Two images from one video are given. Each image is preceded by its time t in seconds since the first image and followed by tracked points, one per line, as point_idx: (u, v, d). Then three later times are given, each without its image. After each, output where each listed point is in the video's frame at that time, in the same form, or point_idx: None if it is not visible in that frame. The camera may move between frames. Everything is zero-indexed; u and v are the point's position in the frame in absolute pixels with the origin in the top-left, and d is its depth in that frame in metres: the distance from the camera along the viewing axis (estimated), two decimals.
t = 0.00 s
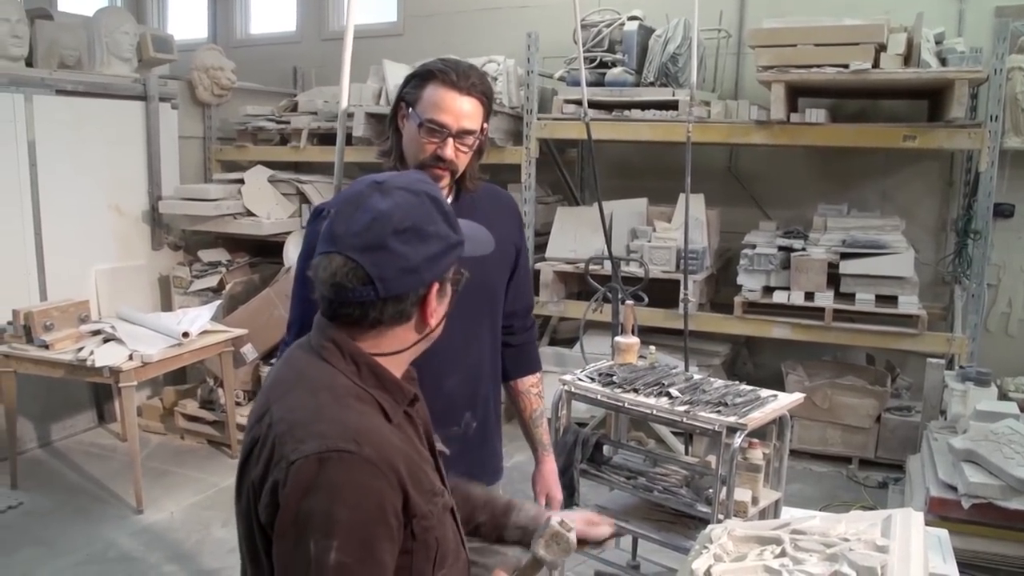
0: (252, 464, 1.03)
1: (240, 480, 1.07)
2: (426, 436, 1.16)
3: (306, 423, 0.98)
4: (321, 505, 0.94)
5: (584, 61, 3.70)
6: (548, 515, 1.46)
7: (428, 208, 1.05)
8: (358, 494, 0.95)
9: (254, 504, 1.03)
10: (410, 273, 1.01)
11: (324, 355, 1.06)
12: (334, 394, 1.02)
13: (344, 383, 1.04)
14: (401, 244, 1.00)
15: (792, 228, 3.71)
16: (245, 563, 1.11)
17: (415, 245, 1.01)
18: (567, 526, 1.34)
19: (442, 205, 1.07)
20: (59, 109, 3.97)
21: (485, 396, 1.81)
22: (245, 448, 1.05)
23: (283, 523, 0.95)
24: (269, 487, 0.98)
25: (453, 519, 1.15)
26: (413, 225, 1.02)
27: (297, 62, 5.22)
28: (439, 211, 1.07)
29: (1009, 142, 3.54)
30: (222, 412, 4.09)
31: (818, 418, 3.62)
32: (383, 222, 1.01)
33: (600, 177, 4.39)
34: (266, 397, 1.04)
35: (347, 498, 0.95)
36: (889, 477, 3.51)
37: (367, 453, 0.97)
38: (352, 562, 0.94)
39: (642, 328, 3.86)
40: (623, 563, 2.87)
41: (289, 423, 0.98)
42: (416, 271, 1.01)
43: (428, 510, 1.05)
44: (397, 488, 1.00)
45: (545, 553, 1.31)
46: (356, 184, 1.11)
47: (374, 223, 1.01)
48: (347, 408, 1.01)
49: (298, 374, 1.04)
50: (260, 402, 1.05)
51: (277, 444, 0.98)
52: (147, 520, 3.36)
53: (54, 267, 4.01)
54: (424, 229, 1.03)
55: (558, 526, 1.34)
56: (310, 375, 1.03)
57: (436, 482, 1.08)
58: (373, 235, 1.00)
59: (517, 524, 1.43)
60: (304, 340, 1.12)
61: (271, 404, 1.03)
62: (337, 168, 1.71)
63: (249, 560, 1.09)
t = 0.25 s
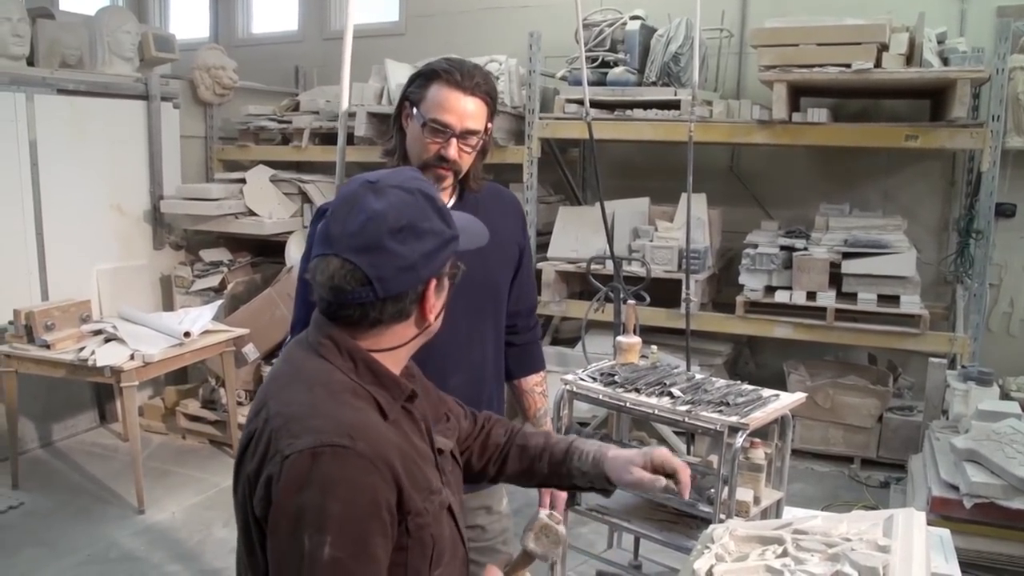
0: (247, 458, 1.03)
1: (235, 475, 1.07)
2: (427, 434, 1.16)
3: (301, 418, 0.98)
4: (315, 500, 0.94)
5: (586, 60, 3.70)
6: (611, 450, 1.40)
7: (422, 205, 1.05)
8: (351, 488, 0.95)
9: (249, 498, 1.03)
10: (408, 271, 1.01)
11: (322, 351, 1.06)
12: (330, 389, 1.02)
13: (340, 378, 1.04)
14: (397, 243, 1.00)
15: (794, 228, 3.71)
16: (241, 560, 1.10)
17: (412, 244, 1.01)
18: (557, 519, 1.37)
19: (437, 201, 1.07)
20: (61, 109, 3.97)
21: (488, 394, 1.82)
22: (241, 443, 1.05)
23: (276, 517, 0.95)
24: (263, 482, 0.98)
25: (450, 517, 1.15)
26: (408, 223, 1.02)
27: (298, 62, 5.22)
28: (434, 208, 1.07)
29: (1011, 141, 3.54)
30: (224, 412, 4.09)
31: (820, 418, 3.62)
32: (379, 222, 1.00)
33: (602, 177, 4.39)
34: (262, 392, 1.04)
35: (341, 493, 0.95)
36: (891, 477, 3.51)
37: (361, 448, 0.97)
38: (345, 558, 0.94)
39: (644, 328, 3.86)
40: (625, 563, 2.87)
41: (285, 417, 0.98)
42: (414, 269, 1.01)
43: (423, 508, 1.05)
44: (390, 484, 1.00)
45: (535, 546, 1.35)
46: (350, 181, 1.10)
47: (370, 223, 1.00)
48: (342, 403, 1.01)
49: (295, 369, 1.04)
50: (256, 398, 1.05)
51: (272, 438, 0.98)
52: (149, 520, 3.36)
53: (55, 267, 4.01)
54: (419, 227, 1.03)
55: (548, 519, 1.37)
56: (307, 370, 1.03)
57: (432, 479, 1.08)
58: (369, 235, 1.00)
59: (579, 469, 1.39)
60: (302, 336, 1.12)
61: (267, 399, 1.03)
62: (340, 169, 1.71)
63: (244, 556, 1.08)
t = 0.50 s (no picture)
0: (245, 460, 1.03)
1: (236, 476, 1.07)
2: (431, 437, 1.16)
3: (296, 422, 0.98)
4: (307, 506, 0.94)
5: (587, 60, 3.70)
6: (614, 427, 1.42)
7: (424, 208, 1.04)
8: (343, 495, 0.95)
9: (247, 500, 1.04)
10: (410, 278, 1.00)
11: (322, 353, 1.06)
12: (327, 393, 1.01)
13: (338, 381, 1.04)
14: (399, 249, 1.00)
15: (795, 228, 3.71)
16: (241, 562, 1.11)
17: (412, 250, 1.01)
18: (546, 526, 1.37)
19: (438, 203, 1.06)
20: (62, 108, 3.97)
21: (491, 394, 1.82)
22: (242, 442, 1.06)
23: (268, 521, 0.95)
24: (258, 485, 0.98)
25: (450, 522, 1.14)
26: (410, 229, 1.01)
27: (299, 61, 5.22)
28: (435, 211, 1.06)
29: (1012, 141, 3.54)
30: (225, 411, 4.09)
31: (821, 418, 3.62)
32: (380, 228, 1.00)
33: (603, 177, 4.39)
34: (261, 395, 1.04)
35: (333, 499, 0.95)
36: (892, 476, 3.51)
37: (355, 454, 0.97)
38: (335, 565, 0.94)
39: (645, 328, 3.86)
40: (626, 563, 2.87)
41: (281, 420, 0.98)
42: (416, 276, 1.01)
43: (419, 514, 1.05)
44: (385, 491, 1.00)
45: (524, 554, 1.35)
46: (352, 182, 1.10)
47: (371, 229, 1.00)
48: (338, 407, 1.01)
49: (293, 372, 1.04)
50: (257, 400, 1.05)
51: (268, 442, 0.98)
52: (150, 520, 3.36)
53: (55, 266, 4.01)
54: (421, 232, 1.02)
55: (536, 526, 1.36)
56: (305, 373, 1.03)
57: (430, 485, 1.08)
58: (370, 241, 0.99)
59: (584, 448, 1.40)
60: (304, 337, 1.12)
61: (266, 401, 1.03)
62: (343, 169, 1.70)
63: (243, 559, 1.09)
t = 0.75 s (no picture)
0: (237, 467, 1.03)
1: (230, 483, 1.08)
2: (423, 444, 1.15)
3: (282, 430, 0.97)
4: (291, 515, 0.94)
5: (587, 59, 3.70)
6: (576, 499, 1.41)
7: (406, 215, 1.02)
8: (327, 504, 0.94)
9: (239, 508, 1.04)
10: (371, 280, 1.00)
11: (312, 360, 1.07)
12: (313, 400, 1.01)
13: (326, 388, 1.03)
14: (363, 250, 0.99)
15: (794, 227, 3.72)
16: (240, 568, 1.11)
17: (381, 253, 1.00)
18: (541, 528, 1.27)
19: (426, 212, 1.04)
20: (62, 106, 3.97)
21: (493, 393, 1.82)
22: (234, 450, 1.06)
23: (255, 530, 0.96)
24: (246, 493, 0.98)
25: (446, 528, 1.14)
26: (382, 232, 1.00)
27: (299, 60, 5.22)
28: (421, 220, 1.03)
29: (1012, 141, 3.54)
30: (224, 410, 4.09)
31: (820, 417, 3.62)
32: (351, 226, 1.00)
33: (603, 176, 4.39)
34: (252, 402, 1.05)
35: (316, 508, 0.94)
36: (891, 476, 3.52)
37: (338, 463, 0.96)
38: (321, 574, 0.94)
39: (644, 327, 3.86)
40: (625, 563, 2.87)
41: (268, 429, 0.98)
42: (379, 280, 1.00)
43: (409, 521, 1.04)
44: (371, 499, 0.99)
45: (517, 558, 1.25)
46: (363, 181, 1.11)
47: (345, 226, 1.01)
48: (324, 415, 1.00)
49: (282, 379, 1.04)
50: (249, 408, 1.06)
51: (255, 451, 0.98)
52: (149, 519, 3.36)
53: (55, 265, 4.01)
54: (394, 237, 1.01)
55: (531, 529, 1.26)
56: (294, 380, 1.03)
57: (422, 490, 1.08)
58: (340, 239, 1.00)
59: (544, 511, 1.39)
60: (300, 343, 1.13)
61: (256, 409, 1.03)
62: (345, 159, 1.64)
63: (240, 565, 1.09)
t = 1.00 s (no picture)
0: (240, 463, 1.04)
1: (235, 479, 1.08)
2: (425, 443, 1.14)
3: (283, 427, 0.97)
4: (289, 510, 0.94)
5: (585, 59, 3.70)
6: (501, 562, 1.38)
7: (399, 212, 1.02)
8: (324, 501, 0.95)
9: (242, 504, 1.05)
10: (367, 280, 1.00)
11: (316, 358, 1.06)
12: (314, 397, 1.01)
13: (328, 386, 1.03)
14: (357, 249, 1.00)
15: (792, 226, 3.72)
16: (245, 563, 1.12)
17: (374, 252, 1.00)
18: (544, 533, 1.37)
19: (420, 210, 1.03)
20: (58, 106, 3.97)
21: (502, 392, 1.82)
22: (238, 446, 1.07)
23: (254, 525, 0.96)
24: (246, 489, 0.99)
25: (449, 528, 1.13)
26: (374, 230, 1.00)
27: (297, 60, 5.22)
28: (415, 218, 1.03)
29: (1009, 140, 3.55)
30: (222, 410, 4.09)
31: (818, 416, 3.63)
32: (345, 225, 1.01)
33: (601, 175, 4.39)
34: (256, 399, 1.05)
35: (314, 504, 0.94)
36: (889, 474, 3.52)
37: (337, 460, 0.96)
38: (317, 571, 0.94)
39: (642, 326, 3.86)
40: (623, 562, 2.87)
41: (269, 425, 0.98)
42: (373, 278, 1.00)
43: (411, 520, 1.04)
44: (370, 497, 0.99)
45: (520, 562, 1.34)
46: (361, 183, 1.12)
47: (339, 225, 1.02)
48: (324, 412, 1.00)
49: (286, 376, 1.04)
50: (253, 405, 1.06)
51: (256, 447, 0.98)
52: (147, 519, 3.36)
53: (52, 265, 4.01)
54: (387, 235, 1.01)
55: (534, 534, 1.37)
56: (295, 378, 1.03)
57: (424, 489, 1.07)
58: (335, 239, 1.01)
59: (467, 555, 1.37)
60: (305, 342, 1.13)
61: (259, 406, 1.03)
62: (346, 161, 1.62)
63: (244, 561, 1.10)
